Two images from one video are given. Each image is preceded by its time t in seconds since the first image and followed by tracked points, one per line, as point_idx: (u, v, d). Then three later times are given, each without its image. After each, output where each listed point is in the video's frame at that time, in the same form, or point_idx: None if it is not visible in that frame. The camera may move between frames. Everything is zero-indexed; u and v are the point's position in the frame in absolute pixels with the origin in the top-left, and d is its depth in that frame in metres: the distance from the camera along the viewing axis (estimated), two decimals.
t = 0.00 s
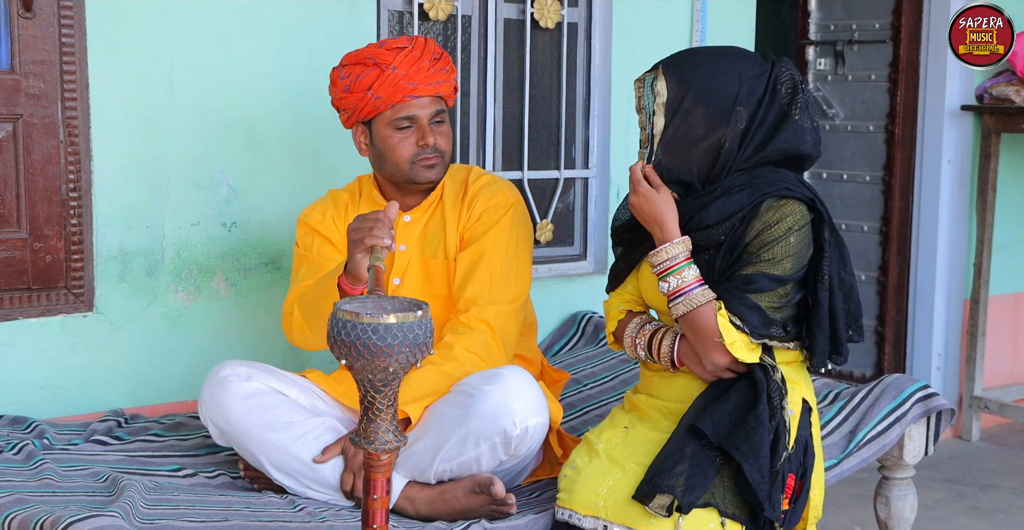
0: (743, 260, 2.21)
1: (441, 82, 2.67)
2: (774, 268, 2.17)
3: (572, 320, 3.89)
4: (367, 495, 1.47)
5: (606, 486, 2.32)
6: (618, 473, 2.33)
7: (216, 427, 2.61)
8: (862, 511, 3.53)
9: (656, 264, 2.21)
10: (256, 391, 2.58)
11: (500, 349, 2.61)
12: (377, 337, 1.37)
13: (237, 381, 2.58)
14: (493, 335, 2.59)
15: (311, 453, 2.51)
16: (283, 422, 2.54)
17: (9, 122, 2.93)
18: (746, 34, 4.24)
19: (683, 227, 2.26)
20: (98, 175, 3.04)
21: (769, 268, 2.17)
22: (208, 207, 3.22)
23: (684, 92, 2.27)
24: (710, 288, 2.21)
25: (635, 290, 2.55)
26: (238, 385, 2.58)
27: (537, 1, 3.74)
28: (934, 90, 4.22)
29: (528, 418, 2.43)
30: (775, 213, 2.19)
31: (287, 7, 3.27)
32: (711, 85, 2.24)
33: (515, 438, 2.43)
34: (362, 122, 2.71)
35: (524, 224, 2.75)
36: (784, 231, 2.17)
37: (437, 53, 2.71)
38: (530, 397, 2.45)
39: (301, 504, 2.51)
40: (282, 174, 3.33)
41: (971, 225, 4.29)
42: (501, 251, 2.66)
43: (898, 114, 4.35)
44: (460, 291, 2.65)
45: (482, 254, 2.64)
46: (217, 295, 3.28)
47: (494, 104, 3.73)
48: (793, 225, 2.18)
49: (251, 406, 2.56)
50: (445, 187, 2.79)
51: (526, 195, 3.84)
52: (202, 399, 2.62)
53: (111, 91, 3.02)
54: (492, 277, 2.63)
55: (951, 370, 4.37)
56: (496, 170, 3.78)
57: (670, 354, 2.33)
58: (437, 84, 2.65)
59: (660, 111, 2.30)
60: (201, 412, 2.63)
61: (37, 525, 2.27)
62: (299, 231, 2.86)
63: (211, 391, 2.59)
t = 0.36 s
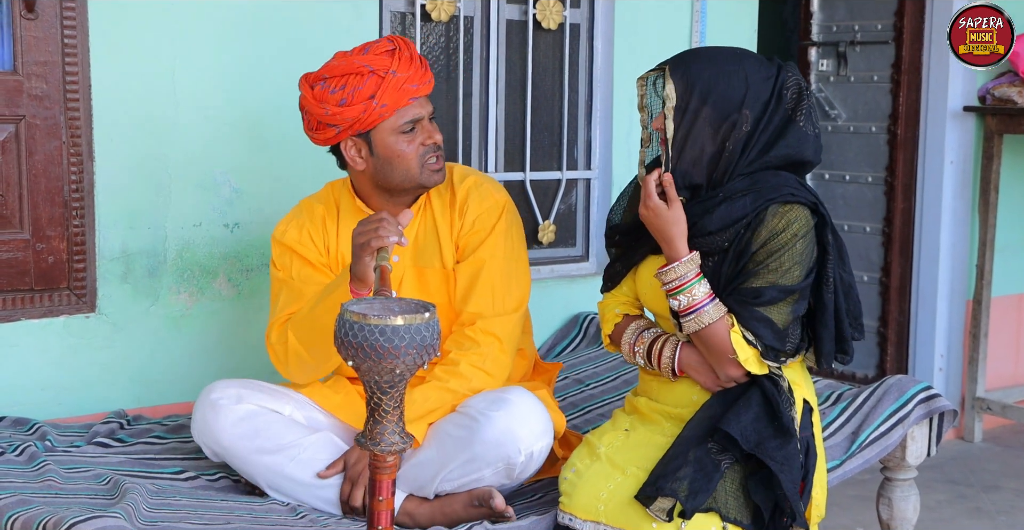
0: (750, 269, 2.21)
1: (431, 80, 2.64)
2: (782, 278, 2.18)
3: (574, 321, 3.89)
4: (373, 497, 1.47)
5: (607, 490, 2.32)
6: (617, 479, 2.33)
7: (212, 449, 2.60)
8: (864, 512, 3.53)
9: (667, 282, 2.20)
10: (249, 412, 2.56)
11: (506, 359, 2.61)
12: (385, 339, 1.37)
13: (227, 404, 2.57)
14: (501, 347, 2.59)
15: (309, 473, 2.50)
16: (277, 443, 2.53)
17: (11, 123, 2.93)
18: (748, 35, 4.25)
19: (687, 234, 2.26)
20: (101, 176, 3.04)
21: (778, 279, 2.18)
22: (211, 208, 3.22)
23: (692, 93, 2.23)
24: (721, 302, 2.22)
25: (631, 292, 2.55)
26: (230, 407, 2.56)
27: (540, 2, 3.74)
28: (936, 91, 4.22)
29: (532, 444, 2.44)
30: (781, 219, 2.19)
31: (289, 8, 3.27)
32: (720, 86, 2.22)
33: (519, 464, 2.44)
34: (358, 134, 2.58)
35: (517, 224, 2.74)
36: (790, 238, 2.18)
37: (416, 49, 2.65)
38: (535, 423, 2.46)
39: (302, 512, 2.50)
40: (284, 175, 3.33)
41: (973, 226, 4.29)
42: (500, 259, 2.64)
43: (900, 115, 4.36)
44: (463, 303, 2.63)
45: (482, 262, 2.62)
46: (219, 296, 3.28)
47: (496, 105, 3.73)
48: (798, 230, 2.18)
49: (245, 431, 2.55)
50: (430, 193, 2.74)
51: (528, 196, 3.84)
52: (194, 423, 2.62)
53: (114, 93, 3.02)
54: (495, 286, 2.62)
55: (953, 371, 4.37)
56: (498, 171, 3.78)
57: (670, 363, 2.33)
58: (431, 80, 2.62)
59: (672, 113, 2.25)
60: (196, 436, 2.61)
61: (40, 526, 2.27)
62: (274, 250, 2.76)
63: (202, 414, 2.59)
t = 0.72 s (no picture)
0: (751, 274, 2.21)
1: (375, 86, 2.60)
2: (783, 283, 2.18)
3: (576, 323, 3.89)
4: (367, 495, 1.49)
5: (607, 492, 2.32)
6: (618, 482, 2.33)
7: (208, 462, 2.60)
8: (866, 513, 3.53)
9: (668, 287, 2.19)
10: (242, 426, 2.56)
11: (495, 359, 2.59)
12: (378, 336, 1.38)
13: (220, 419, 2.57)
14: (487, 344, 2.55)
15: (305, 485, 2.49)
16: (272, 456, 2.52)
17: (13, 124, 2.92)
18: (750, 36, 4.25)
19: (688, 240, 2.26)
20: (102, 177, 3.04)
21: (779, 285, 2.18)
22: (212, 209, 3.23)
23: (692, 99, 2.23)
24: (720, 307, 2.22)
25: (633, 293, 2.55)
26: (223, 423, 2.56)
27: (541, 3, 3.74)
28: (938, 92, 4.22)
29: (529, 446, 2.45)
30: (783, 225, 2.18)
31: (291, 9, 3.27)
32: (721, 93, 2.22)
33: (517, 467, 2.45)
34: (311, 153, 2.54)
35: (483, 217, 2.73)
36: (792, 243, 2.17)
37: (355, 57, 2.60)
38: (529, 426, 2.46)
39: (303, 516, 2.50)
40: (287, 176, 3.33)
41: (975, 227, 4.28)
42: (476, 257, 2.62)
43: (902, 116, 4.35)
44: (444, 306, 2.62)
45: (456, 261, 2.60)
46: (221, 297, 3.28)
47: (498, 107, 3.73)
48: (800, 236, 2.18)
49: (240, 444, 2.55)
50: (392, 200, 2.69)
51: (530, 197, 3.84)
52: (189, 437, 2.63)
53: (116, 94, 3.03)
54: (473, 284, 2.60)
55: (955, 372, 4.36)
56: (499, 172, 3.78)
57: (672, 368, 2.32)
58: (376, 87, 2.58)
59: (671, 120, 2.25)
60: (193, 452, 2.62)
61: (41, 526, 2.27)
62: (247, 273, 2.71)
63: (196, 429, 2.59)
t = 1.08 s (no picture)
0: (753, 275, 2.21)
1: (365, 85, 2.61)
2: (785, 285, 2.17)
3: (578, 323, 3.89)
4: (375, 499, 1.47)
5: (609, 493, 2.32)
6: (620, 484, 2.33)
7: (208, 467, 2.60)
8: (868, 514, 3.53)
9: (670, 288, 2.20)
10: (241, 430, 2.56)
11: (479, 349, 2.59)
12: (385, 339, 1.38)
13: (219, 423, 2.56)
14: (473, 330, 2.57)
15: (308, 485, 2.50)
16: (272, 458, 2.53)
17: (15, 125, 2.93)
18: (752, 37, 4.25)
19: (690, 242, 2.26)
20: (104, 178, 3.04)
21: (780, 286, 2.18)
22: (214, 210, 3.23)
23: (692, 100, 2.24)
24: (721, 307, 2.22)
25: (636, 294, 2.55)
26: (222, 428, 2.56)
27: (543, 4, 3.74)
28: (940, 92, 4.22)
29: (531, 434, 2.46)
30: (785, 226, 2.18)
31: (293, 10, 3.27)
32: (722, 94, 2.22)
33: (522, 456, 2.45)
34: (300, 149, 2.55)
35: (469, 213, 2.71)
36: (794, 245, 2.17)
37: (346, 56, 2.61)
38: (531, 413, 2.46)
39: (305, 515, 2.50)
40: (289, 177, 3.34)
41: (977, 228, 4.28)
42: (457, 246, 2.61)
43: (904, 117, 4.35)
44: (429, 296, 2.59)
45: (441, 251, 2.59)
46: (223, 298, 3.28)
47: (499, 107, 3.73)
48: (802, 238, 2.17)
49: (240, 449, 2.55)
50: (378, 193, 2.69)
51: (532, 198, 3.84)
52: (189, 443, 2.62)
53: (118, 94, 3.03)
54: (457, 273, 2.59)
55: (957, 373, 4.36)
56: (501, 173, 3.78)
57: (673, 368, 2.32)
58: (366, 87, 2.59)
59: (671, 122, 2.27)
60: (192, 458, 2.62)
61: (43, 527, 2.27)
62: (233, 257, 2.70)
63: (195, 435, 2.59)
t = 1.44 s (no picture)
0: (752, 272, 2.21)
1: (398, 81, 2.67)
2: (784, 282, 2.17)
3: (579, 323, 3.89)
4: (375, 498, 1.46)
5: (611, 492, 2.32)
6: (622, 484, 2.33)
7: (213, 455, 2.61)
8: (869, 514, 3.53)
9: (669, 284, 2.20)
10: (248, 418, 2.56)
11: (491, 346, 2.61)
12: (385, 339, 1.38)
13: (227, 411, 2.56)
14: (483, 327, 2.60)
15: (314, 477, 2.50)
16: (277, 448, 2.52)
17: (17, 125, 2.93)
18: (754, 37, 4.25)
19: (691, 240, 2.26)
20: (106, 178, 3.04)
21: (779, 283, 2.17)
22: (215, 210, 3.23)
23: (688, 100, 2.25)
24: (720, 305, 2.22)
25: (639, 294, 2.55)
26: (229, 414, 2.56)
27: (545, 4, 3.74)
28: (942, 92, 4.21)
29: (536, 429, 2.44)
30: (785, 224, 2.18)
31: (295, 11, 3.27)
32: (719, 93, 2.22)
33: (525, 450, 2.44)
34: (330, 137, 2.60)
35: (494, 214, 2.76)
36: (793, 242, 2.17)
37: (382, 51, 2.67)
38: (535, 406, 2.46)
39: (306, 512, 2.50)
40: (290, 176, 3.34)
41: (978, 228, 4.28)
42: (476, 245, 2.65)
43: (906, 117, 4.36)
44: (443, 290, 2.64)
45: (458, 248, 2.64)
46: (224, 298, 3.28)
47: (501, 107, 3.73)
48: (801, 235, 2.17)
49: (246, 437, 2.54)
50: (404, 189, 2.75)
51: (534, 197, 3.84)
52: (195, 430, 2.62)
53: (120, 94, 3.03)
54: (473, 271, 2.63)
55: (959, 374, 4.35)
56: (503, 173, 3.78)
57: (673, 367, 2.33)
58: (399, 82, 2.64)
59: (668, 120, 2.28)
60: (199, 443, 2.62)
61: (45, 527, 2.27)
62: (251, 249, 2.78)
63: (203, 422, 2.59)
